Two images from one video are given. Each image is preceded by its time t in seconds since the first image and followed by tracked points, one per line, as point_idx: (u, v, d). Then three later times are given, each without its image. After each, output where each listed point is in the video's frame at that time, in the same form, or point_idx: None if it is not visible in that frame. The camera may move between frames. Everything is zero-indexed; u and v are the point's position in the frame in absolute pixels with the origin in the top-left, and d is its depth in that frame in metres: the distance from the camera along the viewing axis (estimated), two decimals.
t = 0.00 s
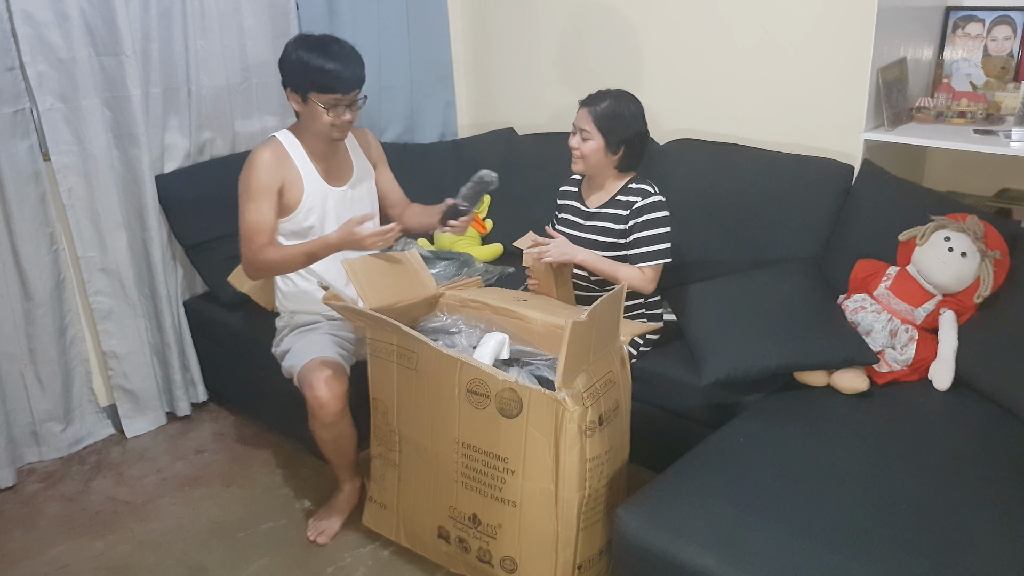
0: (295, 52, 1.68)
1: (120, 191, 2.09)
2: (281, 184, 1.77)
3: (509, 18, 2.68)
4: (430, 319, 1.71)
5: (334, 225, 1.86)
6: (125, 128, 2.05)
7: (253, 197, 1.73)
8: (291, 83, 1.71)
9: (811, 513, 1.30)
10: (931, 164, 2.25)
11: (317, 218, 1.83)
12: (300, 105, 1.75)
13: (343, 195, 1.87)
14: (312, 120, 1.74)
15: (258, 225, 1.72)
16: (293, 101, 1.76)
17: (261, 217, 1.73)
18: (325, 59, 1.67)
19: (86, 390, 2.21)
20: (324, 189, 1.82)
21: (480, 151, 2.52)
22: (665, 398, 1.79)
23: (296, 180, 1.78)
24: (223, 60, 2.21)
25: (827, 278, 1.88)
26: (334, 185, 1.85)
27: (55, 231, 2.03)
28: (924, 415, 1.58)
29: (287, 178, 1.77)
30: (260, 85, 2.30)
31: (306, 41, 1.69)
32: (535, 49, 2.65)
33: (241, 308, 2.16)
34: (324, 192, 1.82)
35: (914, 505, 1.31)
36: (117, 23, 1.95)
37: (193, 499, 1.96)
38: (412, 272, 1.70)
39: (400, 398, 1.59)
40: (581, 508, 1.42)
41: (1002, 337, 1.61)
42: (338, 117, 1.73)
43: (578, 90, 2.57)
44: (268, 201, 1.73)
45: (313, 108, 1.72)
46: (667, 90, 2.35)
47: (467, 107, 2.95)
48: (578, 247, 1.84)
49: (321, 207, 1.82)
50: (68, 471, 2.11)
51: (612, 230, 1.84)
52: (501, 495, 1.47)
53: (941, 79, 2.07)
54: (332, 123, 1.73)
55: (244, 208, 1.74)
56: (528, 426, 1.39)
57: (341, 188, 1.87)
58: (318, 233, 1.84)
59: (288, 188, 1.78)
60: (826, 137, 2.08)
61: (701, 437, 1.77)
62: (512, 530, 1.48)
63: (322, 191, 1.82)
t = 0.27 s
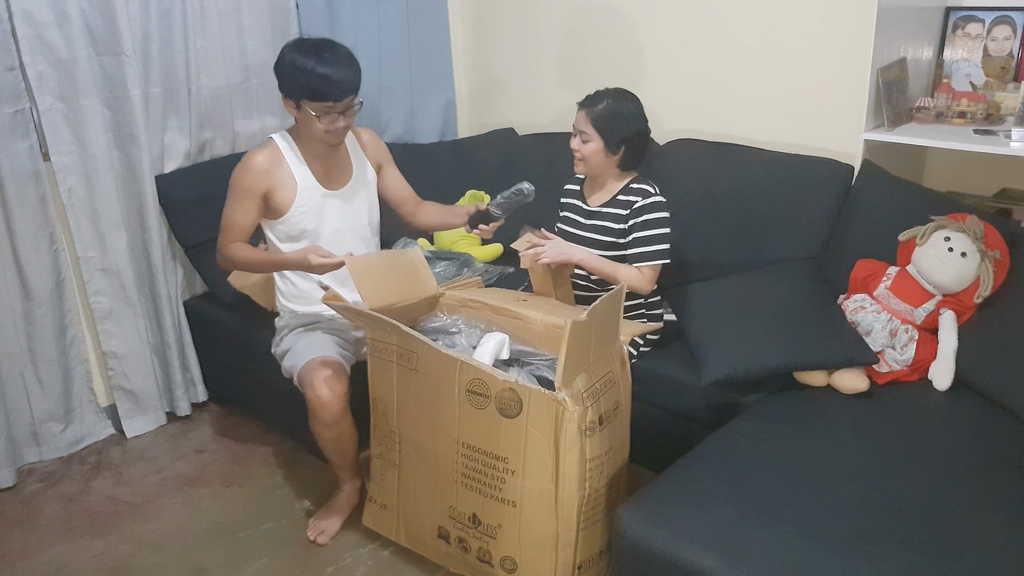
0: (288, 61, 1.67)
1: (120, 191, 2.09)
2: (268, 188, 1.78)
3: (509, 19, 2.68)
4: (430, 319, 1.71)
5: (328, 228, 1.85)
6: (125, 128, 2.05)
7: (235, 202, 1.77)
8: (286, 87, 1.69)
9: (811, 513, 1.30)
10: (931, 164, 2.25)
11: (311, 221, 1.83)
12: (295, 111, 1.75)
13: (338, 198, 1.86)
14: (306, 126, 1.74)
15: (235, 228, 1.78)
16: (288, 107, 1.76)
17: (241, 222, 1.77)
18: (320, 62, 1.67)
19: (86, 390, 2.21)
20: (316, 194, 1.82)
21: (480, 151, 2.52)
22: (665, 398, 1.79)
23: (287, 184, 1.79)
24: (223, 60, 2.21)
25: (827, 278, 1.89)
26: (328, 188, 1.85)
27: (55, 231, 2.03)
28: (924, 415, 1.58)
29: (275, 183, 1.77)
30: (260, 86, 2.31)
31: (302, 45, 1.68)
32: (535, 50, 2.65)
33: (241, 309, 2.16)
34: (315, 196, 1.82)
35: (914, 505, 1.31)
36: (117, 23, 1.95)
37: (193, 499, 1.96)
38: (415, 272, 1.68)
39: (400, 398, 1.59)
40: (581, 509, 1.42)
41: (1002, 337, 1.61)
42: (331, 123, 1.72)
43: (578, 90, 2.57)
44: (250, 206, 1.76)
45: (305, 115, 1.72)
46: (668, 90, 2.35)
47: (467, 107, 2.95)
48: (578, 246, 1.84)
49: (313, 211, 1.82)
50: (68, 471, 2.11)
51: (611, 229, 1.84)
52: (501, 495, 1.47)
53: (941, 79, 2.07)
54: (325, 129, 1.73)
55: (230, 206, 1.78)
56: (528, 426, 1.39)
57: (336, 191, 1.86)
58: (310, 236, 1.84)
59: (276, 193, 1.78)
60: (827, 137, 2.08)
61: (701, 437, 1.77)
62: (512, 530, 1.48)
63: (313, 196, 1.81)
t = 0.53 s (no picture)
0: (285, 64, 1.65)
1: (120, 191, 2.09)
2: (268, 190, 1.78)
3: (509, 19, 2.68)
4: (430, 319, 1.71)
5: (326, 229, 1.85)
6: (125, 128, 2.05)
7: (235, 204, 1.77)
8: (283, 91, 1.67)
9: (811, 513, 1.30)
10: (931, 164, 2.25)
11: (309, 223, 1.83)
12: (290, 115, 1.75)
13: (337, 200, 1.86)
14: (302, 130, 1.74)
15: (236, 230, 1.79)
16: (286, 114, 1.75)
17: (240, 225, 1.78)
18: (317, 65, 1.64)
19: (86, 390, 2.21)
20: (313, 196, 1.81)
21: (480, 151, 2.52)
22: (666, 398, 1.79)
23: (286, 185, 1.79)
24: (223, 60, 2.21)
25: (827, 278, 1.88)
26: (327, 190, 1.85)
27: (55, 231, 2.03)
28: (924, 415, 1.58)
29: (274, 185, 1.78)
30: (260, 86, 2.31)
31: (297, 47, 1.66)
32: (535, 50, 2.65)
33: (241, 309, 2.16)
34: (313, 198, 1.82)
35: (914, 504, 1.31)
36: (117, 23, 1.95)
37: (193, 499, 1.96)
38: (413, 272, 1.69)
39: (400, 398, 1.59)
40: (581, 509, 1.42)
41: (1002, 337, 1.61)
42: (324, 129, 1.71)
43: (578, 90, 2.57)
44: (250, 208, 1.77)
45: (298, 120, 1.73)
46: (668, 90, 2.35)
47: (467, 107, 2.95)
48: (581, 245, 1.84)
49: (311, 213, 1.82)
50: (68, 471, 2.11)
51: (614, 230, 1.84)
52: (501, 495, 1.47)
53: (941, 79, 2.07)
54: (319, 135, 1.72)
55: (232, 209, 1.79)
56: (528, 426, 1.39)
57: (336, 192, 1.85)
58: (309, 238, 1.85)
59: (275, 195, 1.78)
60: (827, 137, 2.08)
61: (701, 437, 1.77)
62: (512, 530, 1.48)
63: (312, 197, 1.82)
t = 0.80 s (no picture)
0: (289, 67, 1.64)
1: (120, 191, 2.10)
2: (273, 188, 1.77)
3: (509, 19, 2.69)
4: (431, 319, 1.71)
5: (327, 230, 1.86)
6: (125, 128, 2.05)
7: (240, 203, 1.74)
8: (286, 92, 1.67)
9: (811, 513, 1.30)
10: (931, 165, 2.25)
11: (312, 224, 1.83)
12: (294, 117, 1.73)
13: (339, 201, 1.86)
14: (306, 131, 1.74)
15: (242, 231, 1.74)
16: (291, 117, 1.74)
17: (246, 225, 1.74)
18: (321, 68, 1.63)
19: (86, 390, 2.21)
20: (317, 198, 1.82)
21: (480, 152, 2.52)
22: (666, 399, 1.79)
23: (290, 185, 1.79)
24: (223, 60, 2.21)
25: (827, 278, 1.88)
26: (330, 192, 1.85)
27: (55, 231, 2.03)
28: (924, 415, 1.58)
29: (279, 184, 1.77)
30: (260, 86, 2.31)
31: (305, 50, 1.65)
32: (535, 50, 2.65)
33: (241, 309, 2.16)
34: (317, 200, 1.82)
35: (914, 504, 1.31)
36: (117, 23, 1.95)
37: (192, 499, 1.96)
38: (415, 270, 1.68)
39: (400, 398, 1.59)
40: (581, 509, 1.42)
41: (1002, 337, 1.61)
42: (326, 134, 1.69)
43: (578, 90, 2.57)
44: (257, 206, 1.74)
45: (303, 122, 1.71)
46: (668, 90, 2.35)
47: (467, 107, 2.95)
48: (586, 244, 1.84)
49: (314, 214, 1.83)
50: (68, 471, 2.11)
51: (618, 230, 1.84)
52: (501, 495, 1.47)
53: (941, 79, 2.07)
54: (321, 138, 1.71)
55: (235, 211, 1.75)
56: (528, 426, 1.39)
57: (338, 195, 1.86)
58: (310, 239, 1.85)
59: (280, 194, 1.78)
60: (827, 137, 2.08)
61: (701, 437, 1.77)
62: (512, 530, 1.48)
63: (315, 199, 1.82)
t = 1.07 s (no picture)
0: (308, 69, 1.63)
1: (120, 191, 2.10)
2: (292, 180, 1.76)
3: (509, 19, 2.69)
4: (430, 318, 1.70)
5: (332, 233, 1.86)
6: (126, 128, 2.05)
7: (258, 190, 1.70)
8: (304, 94, 1.66)
9: (812, 513, 1.30)
10: (931, 165, 2.25)
11: (319, 225, 1.83)
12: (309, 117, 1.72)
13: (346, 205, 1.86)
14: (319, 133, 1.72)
15: (264, 217, 1.68)
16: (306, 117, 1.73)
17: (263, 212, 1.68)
18: (340, 70, 1.62)
19: (86, 390, 2.21)
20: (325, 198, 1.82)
21: (480, 152, 2.52)
22: (666, 399, 1.79)
23: (304, 182, 1.79)
24: (223, 60, 2.21)
25: (827, 278, 1.88)
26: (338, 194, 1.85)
27: (55, 231, 2.03)
28: (924, 415, 1.58)
29: (297, 177, 1.78)
30: (260, 85, 2.31)
31: (323, 52, 1.65)
32: (536, 49, 2.65)
33: (242, 308, 2.16)
34: (325, 200, 1.82)
35: (913, 504, 1.31)
36: (117, 23, 1.95)
37: (192, 499, 1.96)
38: (414, 268, 1.64)
39: (399, 398, 1.59)
40: (581, 509, 1.42)
41: (1002, 337, 1.61)
42: (343, 135, 1.69)
43: (578, 90, 2.57)
44: (275, 194, 1.70)
45: (318, 124, 1.70)
46: (668, 90, 2.35)
47: (467, 107, 2.95)
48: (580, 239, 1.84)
49: (323, 215, 1.82)
50: (68, 471, 2.11)
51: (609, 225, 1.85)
52: (501, 495, 1.47)
53: (941, 79, 2.07)
54: (337, 140, 1.70)
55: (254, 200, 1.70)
56: (528, 426, 1.39)
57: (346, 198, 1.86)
58: (315, 239, 1.85)
59: (297, 188, 1.78)
60: (827, 137, 2.08)
61: (701, 437, 1.77)
62: (512, 530, 1.48)
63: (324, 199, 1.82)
